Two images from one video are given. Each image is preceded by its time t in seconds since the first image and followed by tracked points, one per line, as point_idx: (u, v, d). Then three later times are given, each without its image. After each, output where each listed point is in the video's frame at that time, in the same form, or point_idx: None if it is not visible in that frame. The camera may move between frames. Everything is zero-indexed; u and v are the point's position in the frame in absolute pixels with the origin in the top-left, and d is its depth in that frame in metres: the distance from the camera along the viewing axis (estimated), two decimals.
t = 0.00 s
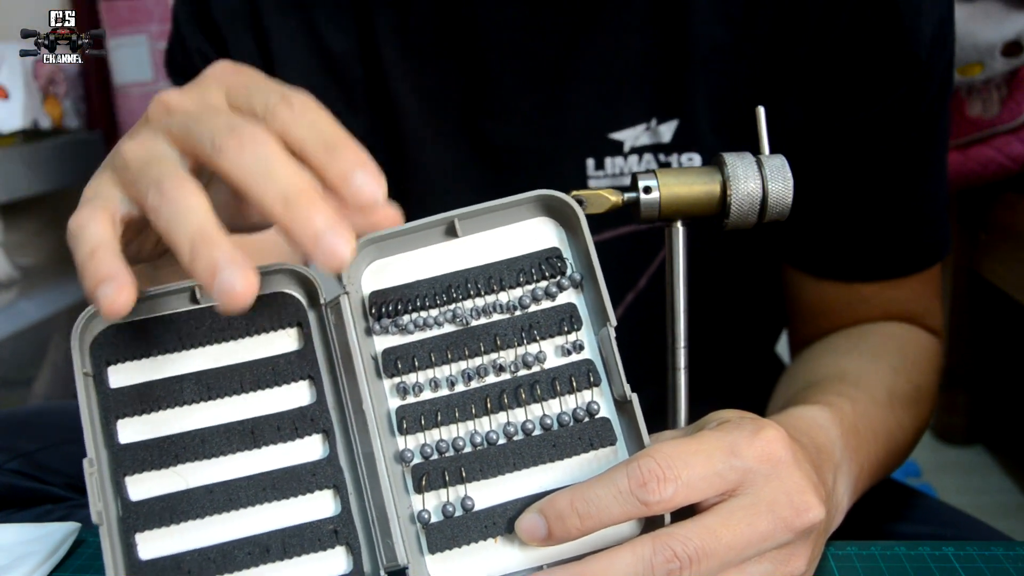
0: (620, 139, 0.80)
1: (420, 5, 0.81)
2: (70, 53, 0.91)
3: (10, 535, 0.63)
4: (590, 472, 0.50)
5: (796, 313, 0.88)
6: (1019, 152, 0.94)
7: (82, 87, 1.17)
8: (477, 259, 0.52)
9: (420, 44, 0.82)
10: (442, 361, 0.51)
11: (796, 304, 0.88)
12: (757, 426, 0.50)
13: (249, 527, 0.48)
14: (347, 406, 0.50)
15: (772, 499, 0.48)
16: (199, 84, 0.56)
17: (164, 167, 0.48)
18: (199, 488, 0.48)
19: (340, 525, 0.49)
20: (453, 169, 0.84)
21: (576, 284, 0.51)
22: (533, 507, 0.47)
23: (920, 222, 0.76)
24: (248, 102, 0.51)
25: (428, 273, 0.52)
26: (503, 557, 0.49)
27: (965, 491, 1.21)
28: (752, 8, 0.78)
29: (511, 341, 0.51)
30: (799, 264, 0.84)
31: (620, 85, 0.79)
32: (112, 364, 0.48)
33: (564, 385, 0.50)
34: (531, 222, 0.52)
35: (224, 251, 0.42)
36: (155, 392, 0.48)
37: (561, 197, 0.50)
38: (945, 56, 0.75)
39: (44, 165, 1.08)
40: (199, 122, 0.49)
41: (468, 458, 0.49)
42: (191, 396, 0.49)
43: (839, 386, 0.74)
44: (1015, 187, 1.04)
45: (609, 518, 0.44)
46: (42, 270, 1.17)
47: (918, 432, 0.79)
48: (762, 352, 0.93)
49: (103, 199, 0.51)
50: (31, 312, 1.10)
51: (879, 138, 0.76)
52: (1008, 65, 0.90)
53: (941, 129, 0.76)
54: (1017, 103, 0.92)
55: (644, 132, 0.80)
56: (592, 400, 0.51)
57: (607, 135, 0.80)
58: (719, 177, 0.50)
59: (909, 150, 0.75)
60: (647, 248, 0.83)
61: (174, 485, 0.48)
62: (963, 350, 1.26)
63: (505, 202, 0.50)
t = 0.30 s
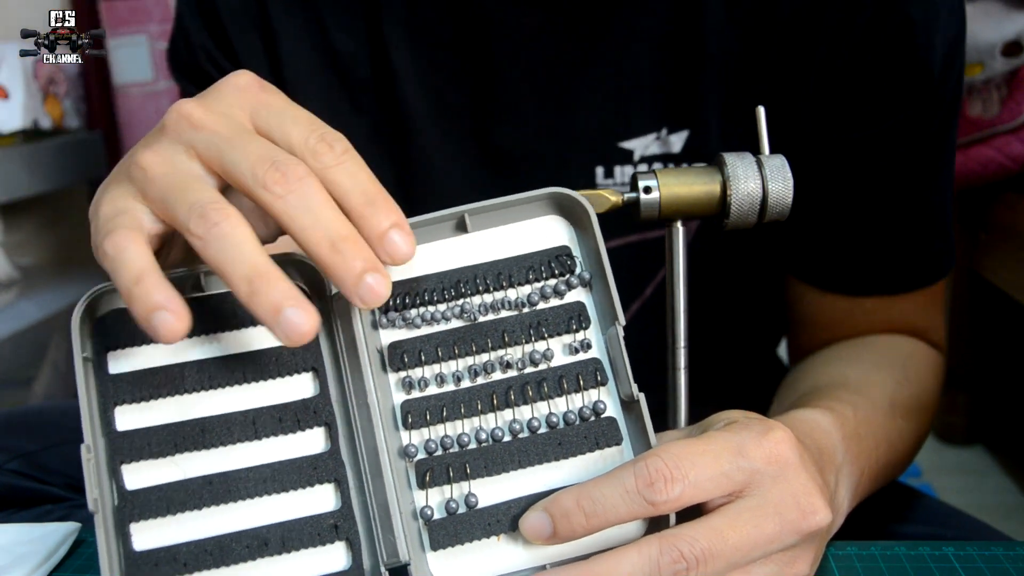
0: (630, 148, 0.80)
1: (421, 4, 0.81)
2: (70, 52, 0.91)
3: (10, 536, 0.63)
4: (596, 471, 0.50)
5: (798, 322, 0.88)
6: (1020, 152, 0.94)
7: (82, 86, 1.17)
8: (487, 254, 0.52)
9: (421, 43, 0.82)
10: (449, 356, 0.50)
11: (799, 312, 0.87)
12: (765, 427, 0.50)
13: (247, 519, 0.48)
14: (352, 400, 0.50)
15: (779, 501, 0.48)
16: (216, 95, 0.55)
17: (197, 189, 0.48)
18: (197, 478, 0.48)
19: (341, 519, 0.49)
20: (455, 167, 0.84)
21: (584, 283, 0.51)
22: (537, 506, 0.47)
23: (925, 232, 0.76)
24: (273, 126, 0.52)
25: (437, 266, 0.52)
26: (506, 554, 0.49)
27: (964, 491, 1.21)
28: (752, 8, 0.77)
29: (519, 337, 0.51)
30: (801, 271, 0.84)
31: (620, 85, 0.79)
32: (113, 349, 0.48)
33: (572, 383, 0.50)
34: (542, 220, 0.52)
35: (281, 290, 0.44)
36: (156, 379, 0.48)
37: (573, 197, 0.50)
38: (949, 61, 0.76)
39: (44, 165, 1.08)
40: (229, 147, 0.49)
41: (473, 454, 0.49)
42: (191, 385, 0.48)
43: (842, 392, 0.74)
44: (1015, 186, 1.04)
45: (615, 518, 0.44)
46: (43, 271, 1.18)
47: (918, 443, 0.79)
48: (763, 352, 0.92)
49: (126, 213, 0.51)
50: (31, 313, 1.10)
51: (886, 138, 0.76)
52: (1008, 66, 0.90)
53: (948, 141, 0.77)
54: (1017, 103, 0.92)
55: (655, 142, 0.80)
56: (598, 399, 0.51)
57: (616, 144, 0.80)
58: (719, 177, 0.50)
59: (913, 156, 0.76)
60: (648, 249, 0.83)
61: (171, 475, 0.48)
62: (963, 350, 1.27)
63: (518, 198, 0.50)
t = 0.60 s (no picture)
0: (639, 158, 0.80)
1: (421, 4, 0.81)
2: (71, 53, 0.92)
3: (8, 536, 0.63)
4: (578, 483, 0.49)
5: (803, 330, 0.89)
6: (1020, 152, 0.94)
7: (82, 87, 1.17)
8: (479, 262, 0.52)
9: (422, 43, 0.82)
10: (438, 362, 0.50)
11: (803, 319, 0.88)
12: (745, 425, 0.50)
13: (232, 519, 0.48)
14: (340, 403, 0.50)
15: (762, 500, 0.48)
16: (214, 96, 0.55)
17: (199, 196, 0.48)
18: (182, 478, 0.48)
19: (325, 522, 0.49)
20: (453, 168, 0.84)
21: (576, 294, 0.51)
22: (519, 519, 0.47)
23: (924, 236, 0.76)
24: (268, 128, 0.52)
25: (431, 272, 0.52)
26: (487, 566, 0.48)
27: (964, 491, 1.21)
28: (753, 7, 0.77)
29: (509, 347, 0.50)
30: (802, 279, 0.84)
31: (620, 85, 0.79)
32: (102, 346, 0.48)
33: (560, 395, 0.50)
34: (535, 228, 0.52)
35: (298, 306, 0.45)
36: (144, 377, 0.48)
37: (567, 205, 0.50)
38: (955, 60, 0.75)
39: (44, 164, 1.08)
40: (229, 152, 0.49)
41: (458, 463, 0.49)
42: (180, 384, 0.48)
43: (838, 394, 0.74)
44: (1015, 186, 1.04)
45: (594, 529, 0.44)
46: (43, 271, 1.17)
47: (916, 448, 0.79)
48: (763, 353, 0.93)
49: (127, 219, 0.50)
50: (31, 313, 1.10)
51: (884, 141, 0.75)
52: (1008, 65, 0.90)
53: (951, 144, 0.76)
54: (1017, 103, 0.92)
55: (664, 152, 0.81)
56: (586, 411, 0.51)
57: (626, 155, 0.81)
58: (719, 177, 0.50)
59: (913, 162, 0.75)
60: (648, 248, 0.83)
61: (158, 472, 0.48)
62: (963, 350, 1.27)
63: (511, 206, 0.50)
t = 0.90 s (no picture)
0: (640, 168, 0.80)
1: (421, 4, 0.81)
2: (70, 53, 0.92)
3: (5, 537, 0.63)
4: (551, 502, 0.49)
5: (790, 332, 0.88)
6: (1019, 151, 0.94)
7: (82, 88, 1.17)
8: (481, 274, 0.52)
9: (422, 43, 0.82)
10: (430, 369, 0.50)
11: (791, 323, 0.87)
12: (681, 428, 0.48)
13: (210, 502, 0.48)
14: (329, 398, 0.51)
15: (702, 502, 0.46)
16: (231, 88, 0.55)
17: (212, 187, 0.48)
18: (166, 455, 0.48)
19: (300, 514, 0.49)
20: (451, 168, 0.84)
21: (574, 316, 0.51)
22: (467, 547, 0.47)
23: (920, 245, 0.75)
24: (283, 124, 0.52)
25: (433, 279, 0.51)
26: None
27: (964, 490, 1.21)
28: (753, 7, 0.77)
29: (501, 360, 0.51)
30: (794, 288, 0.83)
31: (620, 85, 0.79)
32: (101, 316, 0.48)
33: (546, 413, 0.50)
34: (539, 248, 0.52)
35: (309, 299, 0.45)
36: (141, 350, 0.48)
37: (575, 229, 0.50)
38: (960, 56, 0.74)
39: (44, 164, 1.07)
40: (243, 145, 0.49)
41: (439, 469, 0.49)
42: (174, 361, 0.49)
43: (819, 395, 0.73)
44: (1015, 186, 1.04)
45: (542, 553, 0.44)
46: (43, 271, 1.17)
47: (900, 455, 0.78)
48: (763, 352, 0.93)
49: (137, 206, 0.49)
50: (31, 313, 1.10)
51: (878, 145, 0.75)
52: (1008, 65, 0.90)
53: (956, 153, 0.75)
54: (1017, 103, 0.92)
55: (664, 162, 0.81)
56: (570, 432, 0.51)
57: (626, 159, 0.81)
58: (719, 177, 0.50)
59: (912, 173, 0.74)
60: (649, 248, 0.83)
61: (142, 447, 0.48)
62: (963, 350, 1.27)
63: (518, 224, 0.50)
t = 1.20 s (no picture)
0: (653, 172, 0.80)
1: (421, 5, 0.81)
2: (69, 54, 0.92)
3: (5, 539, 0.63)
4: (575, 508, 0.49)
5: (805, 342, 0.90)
6: (1019, 152, 0.94)
7: (82, 88, 1.17)
8: (506, 282, 0.53)
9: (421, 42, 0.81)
10: (455, 373, 0.51)
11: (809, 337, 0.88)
12: (699, 443, 0.49)
13: (230, 503, 0.48)
14: (352, 401, 0.51)
15: (716, 514, 0.47)
16: (251, 86, 0.53)
17: (233, 194, 0.47)
18: (186, 455, 0.47)
19: (321, 517, 0.48)
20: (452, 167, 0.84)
21: (598, 324, 0.52)
22: (475, 548, 0.46)
23: (931, 257, 0.77)
24: (307, 128, 0.51)
25: (457, 285, 0.52)
26: None
27: (963, 490, 1.21)
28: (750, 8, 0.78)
29: (526, 366, 0.51)
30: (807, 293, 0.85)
31: (619, 85, 0.79)
32: (125, 316, 0.48)
33: (571, 420, 0.50)
34: (565, 258, 0.53)
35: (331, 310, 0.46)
36: (164, 350, 0.48)
37: (603, 239, 0.51)
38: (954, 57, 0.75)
39: (43, 163, 1.07)
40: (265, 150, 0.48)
41: (463, 473, 0.49)
42: (197, 361, 0.48)
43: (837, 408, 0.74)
44: (1015, 186, 1.04)
45: (553, 557, 0.44)
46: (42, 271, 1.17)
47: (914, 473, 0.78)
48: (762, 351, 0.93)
49: (157, 208, 0.49)
50: (31, 313, 1.10)
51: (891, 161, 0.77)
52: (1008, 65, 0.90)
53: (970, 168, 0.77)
54: (1017, 103, 0.92)
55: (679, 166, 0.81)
56: (594, 438, 0.51)
57: (625, 159, 0.81)
58: (719, 178, 0.50)
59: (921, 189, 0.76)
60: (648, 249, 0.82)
61: (162, 447, 0.48)
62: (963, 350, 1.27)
63: (544, 232, 0.51)
